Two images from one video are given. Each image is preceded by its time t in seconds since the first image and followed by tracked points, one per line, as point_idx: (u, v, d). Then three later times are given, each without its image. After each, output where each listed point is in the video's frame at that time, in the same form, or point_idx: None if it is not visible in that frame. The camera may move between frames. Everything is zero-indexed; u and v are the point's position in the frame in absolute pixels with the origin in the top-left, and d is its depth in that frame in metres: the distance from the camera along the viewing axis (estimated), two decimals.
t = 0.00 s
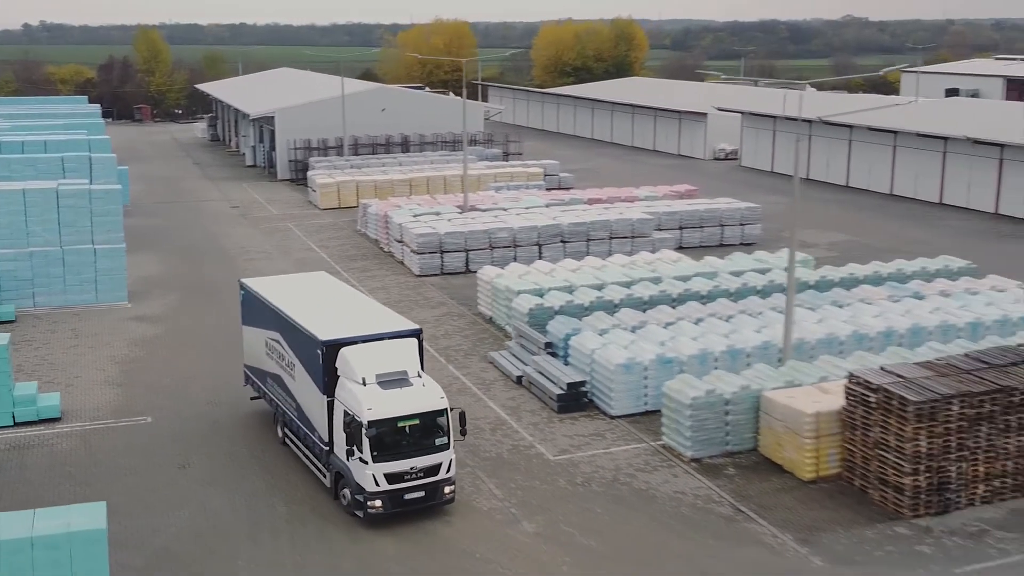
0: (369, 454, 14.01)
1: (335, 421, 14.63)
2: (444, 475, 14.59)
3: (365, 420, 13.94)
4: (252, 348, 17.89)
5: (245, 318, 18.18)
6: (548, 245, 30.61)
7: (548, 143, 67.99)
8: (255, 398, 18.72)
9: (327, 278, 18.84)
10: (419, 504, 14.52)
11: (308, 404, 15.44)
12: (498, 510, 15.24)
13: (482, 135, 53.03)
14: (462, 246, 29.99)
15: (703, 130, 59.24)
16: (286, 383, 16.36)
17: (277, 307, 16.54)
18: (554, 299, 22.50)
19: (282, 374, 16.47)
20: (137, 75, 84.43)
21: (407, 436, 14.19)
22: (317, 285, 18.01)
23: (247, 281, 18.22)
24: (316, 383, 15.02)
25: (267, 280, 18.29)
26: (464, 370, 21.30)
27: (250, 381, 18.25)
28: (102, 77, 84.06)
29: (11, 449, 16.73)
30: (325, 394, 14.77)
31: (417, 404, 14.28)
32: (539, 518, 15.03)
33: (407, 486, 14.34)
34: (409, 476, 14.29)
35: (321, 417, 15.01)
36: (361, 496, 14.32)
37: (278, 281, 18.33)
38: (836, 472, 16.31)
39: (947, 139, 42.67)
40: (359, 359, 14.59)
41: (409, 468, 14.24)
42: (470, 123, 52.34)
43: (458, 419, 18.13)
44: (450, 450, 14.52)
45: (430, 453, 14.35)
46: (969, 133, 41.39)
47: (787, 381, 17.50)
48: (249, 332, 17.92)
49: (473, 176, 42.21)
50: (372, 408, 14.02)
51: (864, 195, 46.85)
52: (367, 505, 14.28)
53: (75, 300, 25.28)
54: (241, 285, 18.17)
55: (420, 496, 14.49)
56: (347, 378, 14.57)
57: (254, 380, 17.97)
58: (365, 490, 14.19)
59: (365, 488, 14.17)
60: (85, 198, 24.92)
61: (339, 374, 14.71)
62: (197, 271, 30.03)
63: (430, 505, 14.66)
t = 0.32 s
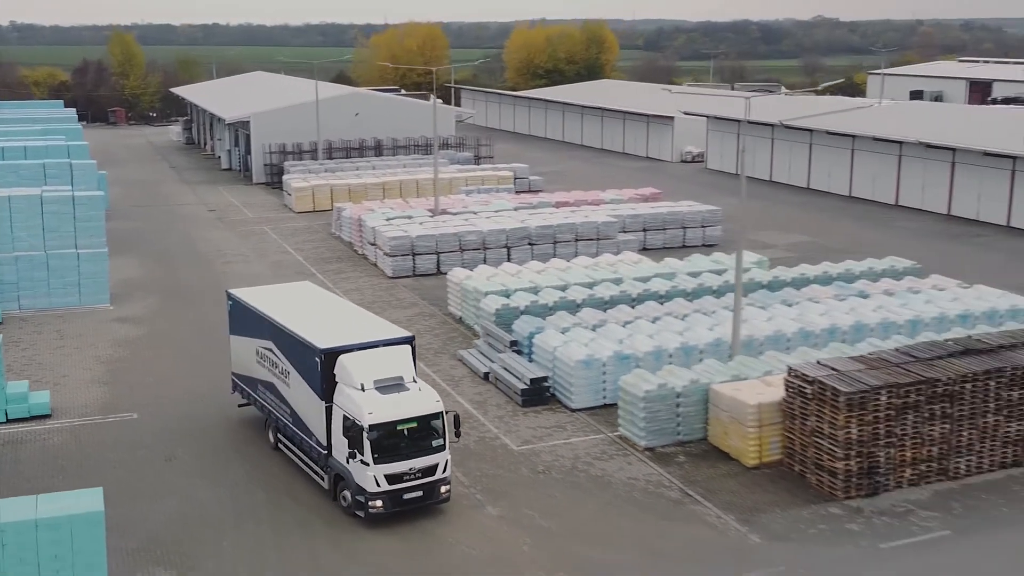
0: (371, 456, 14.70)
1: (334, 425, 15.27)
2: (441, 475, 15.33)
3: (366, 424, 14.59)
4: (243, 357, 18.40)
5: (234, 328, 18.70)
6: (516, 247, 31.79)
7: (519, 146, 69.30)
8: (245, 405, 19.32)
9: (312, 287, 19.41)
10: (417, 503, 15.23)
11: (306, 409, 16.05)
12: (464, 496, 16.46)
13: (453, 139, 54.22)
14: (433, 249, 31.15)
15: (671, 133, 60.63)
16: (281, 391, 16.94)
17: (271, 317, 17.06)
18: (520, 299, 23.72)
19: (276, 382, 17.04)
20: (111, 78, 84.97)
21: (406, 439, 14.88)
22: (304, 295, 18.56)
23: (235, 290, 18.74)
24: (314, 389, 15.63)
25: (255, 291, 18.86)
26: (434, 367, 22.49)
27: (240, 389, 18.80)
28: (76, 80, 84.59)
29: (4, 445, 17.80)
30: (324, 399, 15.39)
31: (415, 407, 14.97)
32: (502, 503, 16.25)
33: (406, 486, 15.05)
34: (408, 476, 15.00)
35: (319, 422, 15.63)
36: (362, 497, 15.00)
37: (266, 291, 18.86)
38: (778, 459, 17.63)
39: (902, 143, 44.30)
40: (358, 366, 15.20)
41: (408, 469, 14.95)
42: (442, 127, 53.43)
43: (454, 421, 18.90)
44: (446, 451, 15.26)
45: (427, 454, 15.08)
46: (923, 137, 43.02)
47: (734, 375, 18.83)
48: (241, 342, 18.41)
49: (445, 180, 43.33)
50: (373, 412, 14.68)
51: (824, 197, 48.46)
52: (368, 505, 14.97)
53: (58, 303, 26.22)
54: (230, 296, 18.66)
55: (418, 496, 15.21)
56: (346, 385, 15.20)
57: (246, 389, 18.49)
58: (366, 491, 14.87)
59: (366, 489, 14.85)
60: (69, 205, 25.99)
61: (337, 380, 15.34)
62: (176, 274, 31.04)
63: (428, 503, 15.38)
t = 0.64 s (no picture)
0: (379, 462, 15.49)
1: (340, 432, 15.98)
2: (444, 478, 16.16)
3: (375, 430, 15.35)
4: (241, 367, 18.97)
5: (231, 338, 19.26)
6: (493, 251, 32.90)
7: (498, 149, 70.48)
8: (240, 412, 19.95)
9: (305, 298, 20.07)
10: (423, 505, 16.05)
11: (310, 417, 16.72)
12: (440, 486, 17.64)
13: (434, 144, 55.39)
14: (413, 253, 32.29)
15: (647, 137, 61.70)
16: (283, 400, 17.57)
17: (273, 329, 17.67)
18: (495, 302, 24.87)
19: (278, 391, 17.66)
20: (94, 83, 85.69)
21: (412, 444, 15.70)
22: (299, 305, 19.20)
23: (230, 302, 19.29)
24: (319, 397, 16.30)
25: (251, 302, 19.47)
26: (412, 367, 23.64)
27: (236, 398, 19.39)
28: (60, 84, 85.32)
29: (5, 443, 18.84)
30: (329, 407, 16.08)
31: (420, 414, 15.77)
32: (475, 493, 17.44)
33: (412, 489, 15.85)
34: (414, 479, 15.82)
35: (324, 429, 16.33)
36: (371, 501, 15.76)
37: (261, 303, 19.46)
38: (734, 451, 18.88)
39: (867, 149, 45.76)
40: (364, 375, 15.92)
41: (415, 472, 15.77)
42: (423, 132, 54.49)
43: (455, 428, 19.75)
44: (449, 455, 16.10)
45: (432, 458, 15.91)
46: (887, 143, 44.49)
47: (694, 373, 20.08)
48: (239, 353, 18.96)
49: (425, 185, 44.43)
50: (381, 419, 15.44)
51: (794, 200, 49.88)
52: (376, 508, 15.73)
53: (51, 306, 27.42)
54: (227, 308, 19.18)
55: (423, 498, 16.01)
56: (352, 393, 15.90)
57: (244, 398, 19.07)
58: (375, 495, 15.64)
59: (375, 493, 15.62)
60: (63, 213, 27.11)
61: (343, 390, 16.03)
62: (164, 278, 32.05)
63: (432, 505, 16.20)
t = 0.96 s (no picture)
0: (390, 465, 16.25)
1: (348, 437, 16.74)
2: (450, 480, 16.95)
3: (386, 435, 16.09)
4: (242, 375, 19.58)
5: (230, 348, 19.90)
6: (472, 255, 34.04)
7: (479, 153, 71.62)
8: (238, 419, 20.62)
9: (301, 307, 20.75)
10: (430, 506, 16.82)
11: (316, 424, 17.44)
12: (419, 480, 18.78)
13: (416, 149, 56.48)
14: (395, 257, 33.41)
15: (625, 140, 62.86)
16: (286, 407, 18.24)
17: (277, 339, 18.31)
18: (473, 305, 26.02)
19: (281, 399, 18.32)
20: (79, 86, 86.33)
21: (420, 448, 16.48)
22: (297, 315, 19.91)
23: (229, 312, 19.92)
24: (326, 404, 17.03)
25: (249, 311, 20.15)
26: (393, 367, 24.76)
27: (233, 406, 20.03)
28: (44, 87, 85.94)
29: (6, 441, 19.87)
30: (338, 414, 16.84)
31: (427, 419, 16.54)
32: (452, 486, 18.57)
33: (420, 491, 16.63)
34: (422, 482, 16.59)
35: (332, 435, 17.07)
36: (381, 502, 16.52)
37: (260, 313, 20.13)
38: (696, 444, 20.09)
39: (837, 153, 47.17)
40: (373, 382, 16.67)
41: (423, 475, 16.54)
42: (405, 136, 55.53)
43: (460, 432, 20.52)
44: (454, 458, 16.89)
45: (439, 462, 16.69)
46: (854, 149, 45.91)
47: (660, 373, 21.29)
48: (240, 361, 19.56)
49: (407, 190, 45.52)
50: (391, 424, 16.19)
51: (767, 203, 51.21)
52: (386, 509, 16.51)
53: (45, 310, 28.42)
54: (227, 318, 19.72)
55: (430, 499, 16.81)
56: (361, 400, 16.64)
57: (244, 405, 19.68)
58: (386, 496, 16.39)
59: (385, 495, 16.38)
60: (55, 219, 28.10)
61: (351, 396, 16.79)
62: (153, 281, 33.07)
63: (438, 506, 16.98)
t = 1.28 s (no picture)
0: (399, 468, 17.09)
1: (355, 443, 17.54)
2: (454, 482, 17.83)
3: (395, 439, 16.92)
4: (243, 384, 20.23)
5: (228, 358, 20.57)
6: (453, 259, 35.15)
7: (461, 156, 72.70)
8: (236, 426, 21.30)
9: (296, 317, 21.47)
10: (436, 507, 17.67)
11: (322, 429, 18.22)
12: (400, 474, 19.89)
13: (399, 154, 57.48)
14: (378, 261, 34.46)
15: (605, 145, 64.04)
16: (291, 415, 18.98)
17: (281, 349, 19.02)
18: (452, 308, 27.14)
19: (285, 407, 19.04)
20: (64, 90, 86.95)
21: (426, 451, 17.35)
22: (294, 325, 20.66)
23: (227, 322, 20.58)
24: (334, 411, 17.84)
25: (247, 322, 20.86)
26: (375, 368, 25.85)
27: (233, 413, 20.70)
28: (29, 91, 86.48)
29: (5, 440, 20.86)
30: (346, 420, 17.65)
31: (432, 424, 17.41)
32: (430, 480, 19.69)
33: (427, 493, 17.49)
34: (429, 483, 17.44)
35: (339, 440, 17.86)
36: (390, 504, 17.33)
37: (256, 323, 20.82)
38: (662, 440, 21.26)
39: (809, 158, 48.52)
40: (379, 388, 17.51)
41: (429, 477, 17.41)
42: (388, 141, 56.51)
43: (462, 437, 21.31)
44: (457, 461, 17.79)
45: (444, 464, 17.59)
46: (825, 154, 47.25)
47: (628, 373, 22.45)
48: (240, 370, 20.22)
49: (390, 195, 46.57)
50: (399, 428, 17.03)
51: (741, 206, 52.49)
52: (395, 510, 17.32)
53: (38, 314, 29.36)
54: (228, 328, 20.36)
55: (437, 500, 17.67)
56: (369, 406, 17.46)
57: (244, 413, 20.35)
58: (395, 498, 17.21)
59: (395, 497, 17.20)
60: (48, 226, 29.05)
61: (358, 403, 17.61)
62: (142, 285, 34.04)
63: (443, 507, 17.84)
